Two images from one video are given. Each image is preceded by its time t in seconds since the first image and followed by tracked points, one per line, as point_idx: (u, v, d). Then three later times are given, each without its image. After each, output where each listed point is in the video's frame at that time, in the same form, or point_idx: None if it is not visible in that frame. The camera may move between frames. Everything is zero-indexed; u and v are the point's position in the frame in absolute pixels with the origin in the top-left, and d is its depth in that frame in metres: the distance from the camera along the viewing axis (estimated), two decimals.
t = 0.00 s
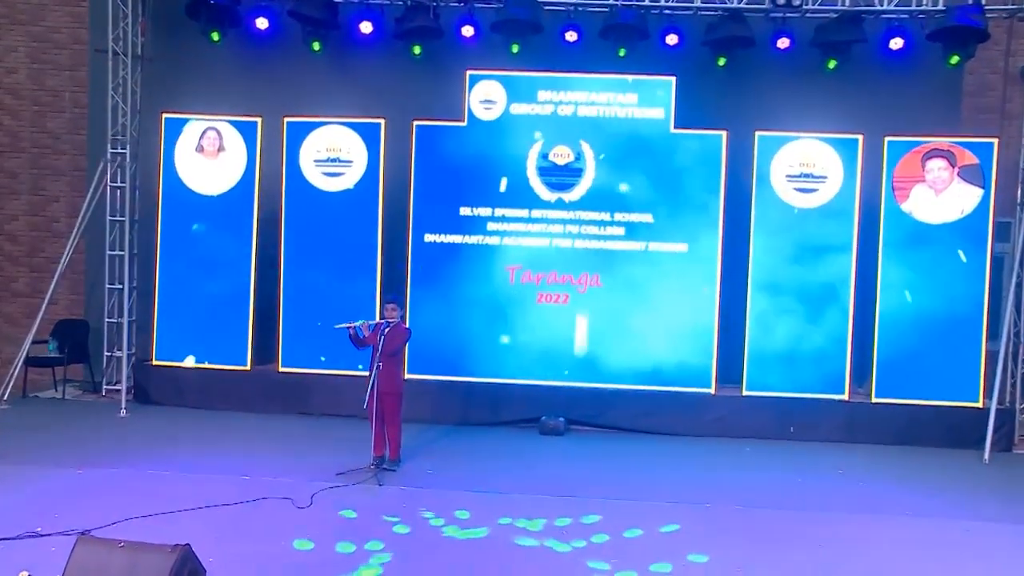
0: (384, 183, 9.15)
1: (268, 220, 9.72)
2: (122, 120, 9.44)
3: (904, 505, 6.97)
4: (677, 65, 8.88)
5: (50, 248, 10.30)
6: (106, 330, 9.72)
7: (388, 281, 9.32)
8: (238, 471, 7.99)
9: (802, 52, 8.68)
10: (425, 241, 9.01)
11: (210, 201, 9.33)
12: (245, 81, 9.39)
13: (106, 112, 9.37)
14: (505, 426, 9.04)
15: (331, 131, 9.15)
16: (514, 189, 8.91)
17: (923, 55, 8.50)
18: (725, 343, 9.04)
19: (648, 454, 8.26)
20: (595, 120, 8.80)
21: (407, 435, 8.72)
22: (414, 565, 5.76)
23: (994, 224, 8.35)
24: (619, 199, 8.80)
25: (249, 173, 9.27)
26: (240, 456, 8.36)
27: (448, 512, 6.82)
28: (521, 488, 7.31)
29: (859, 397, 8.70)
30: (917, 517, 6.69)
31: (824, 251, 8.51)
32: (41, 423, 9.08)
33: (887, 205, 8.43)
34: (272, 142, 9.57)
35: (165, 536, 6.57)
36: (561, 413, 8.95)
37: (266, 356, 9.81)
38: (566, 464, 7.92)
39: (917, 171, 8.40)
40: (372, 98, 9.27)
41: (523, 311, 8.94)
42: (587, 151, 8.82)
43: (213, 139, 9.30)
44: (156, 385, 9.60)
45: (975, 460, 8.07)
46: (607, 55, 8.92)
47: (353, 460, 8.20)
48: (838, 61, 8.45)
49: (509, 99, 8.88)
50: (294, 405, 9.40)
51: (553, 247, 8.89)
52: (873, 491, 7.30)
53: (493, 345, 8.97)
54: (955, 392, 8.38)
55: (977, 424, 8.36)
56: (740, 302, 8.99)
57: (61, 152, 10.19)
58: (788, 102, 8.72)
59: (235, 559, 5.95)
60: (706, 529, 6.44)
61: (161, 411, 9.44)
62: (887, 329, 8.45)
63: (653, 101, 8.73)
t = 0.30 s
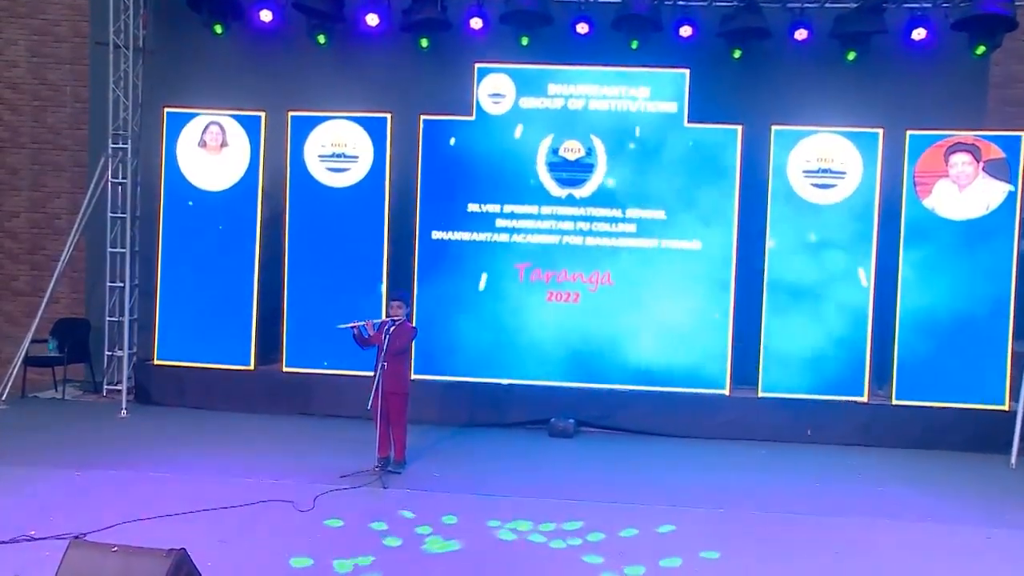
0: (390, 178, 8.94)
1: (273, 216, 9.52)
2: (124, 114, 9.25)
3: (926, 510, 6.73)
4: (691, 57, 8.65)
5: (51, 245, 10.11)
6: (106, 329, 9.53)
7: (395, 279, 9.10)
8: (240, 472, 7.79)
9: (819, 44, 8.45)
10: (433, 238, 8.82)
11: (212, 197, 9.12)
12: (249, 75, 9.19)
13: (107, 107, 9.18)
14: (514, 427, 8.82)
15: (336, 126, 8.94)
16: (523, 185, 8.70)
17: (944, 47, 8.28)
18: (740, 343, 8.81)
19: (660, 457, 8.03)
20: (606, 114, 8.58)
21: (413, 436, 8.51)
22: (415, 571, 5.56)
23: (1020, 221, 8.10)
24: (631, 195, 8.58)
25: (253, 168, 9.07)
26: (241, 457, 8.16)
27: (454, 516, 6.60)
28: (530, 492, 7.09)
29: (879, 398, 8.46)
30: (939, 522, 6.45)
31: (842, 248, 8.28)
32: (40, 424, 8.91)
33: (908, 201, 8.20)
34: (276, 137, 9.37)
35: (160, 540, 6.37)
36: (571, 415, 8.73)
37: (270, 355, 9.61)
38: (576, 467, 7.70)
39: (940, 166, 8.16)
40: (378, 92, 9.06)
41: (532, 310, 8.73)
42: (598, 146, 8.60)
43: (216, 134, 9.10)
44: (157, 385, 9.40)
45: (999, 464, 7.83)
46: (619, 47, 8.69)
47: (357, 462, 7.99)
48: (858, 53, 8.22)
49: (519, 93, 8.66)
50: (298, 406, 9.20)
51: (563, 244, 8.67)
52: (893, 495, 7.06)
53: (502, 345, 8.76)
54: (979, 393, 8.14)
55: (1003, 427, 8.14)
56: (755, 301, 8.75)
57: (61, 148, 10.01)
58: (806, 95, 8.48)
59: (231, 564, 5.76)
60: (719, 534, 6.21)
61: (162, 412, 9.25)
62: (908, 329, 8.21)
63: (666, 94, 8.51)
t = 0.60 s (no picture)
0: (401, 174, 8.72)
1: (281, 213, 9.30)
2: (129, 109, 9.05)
3: (957, 518, 6.46)
4: (710, 49, 8.39)
5: (57, 243, 9.91)
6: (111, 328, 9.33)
7: (405, 277, 8.87)
8: (245, 475, 7.56)
9: (843, 35, 8.18)
10: (444, 235, 8.60)
11: (219, 193, 8.91)
12: (257, 68, 8.97)
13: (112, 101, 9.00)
14: (527, 430, 8.57)
15: (346, 120, 8.73)
16: (537, 181, 8.46)
17: (973, 37, 8.01)
18: (761, 344, 8.53)
19: (679, 461, 7.76)
20: (623, 108, 8.33)
21: (423, 439, 8.26)
22: None
23: None
24: (648, 191, 8.32)
25: (260, 164, 8.85)
26: (246, 459, 7.94)
27: (463, 521, 6.36)
28: (543, 496, 6.84)
29: (906, 402, 8.17)
30: (972, 530, 6.18)
31: (867, 246, 8.01)
32: (42, 425, 8.70)
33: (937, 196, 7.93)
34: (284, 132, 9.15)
35: (159, 545, 6.15)
36: (586, 417, 8.47)
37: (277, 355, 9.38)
38: (592, 472, 7.44)
39: (971, 160, 7.89)
40: (388, 85, 8.83)
41: (547, 309, 8.50)
42: (614, 141, 8.36)
43: (223, 129, 8.89)
44: (162, 385, 9.19)
45: None
46: (636, 38, 8.43)
47: (365, 465, 7.75)
48: (885, 43, 8.02)
49: (533, 85, 8.44)
50: (305, 408, 8.97)
51: (579, 241, 8.43)
52: (922, 502, 6.78)
53: (516, 345, 8.54)
54: (1011, 397, 7.85)
55: None
56: (777, 301, 8.48)
57: (67, 144, 9.81)
58: (829, 87, 8.20)
59: (232, 569, 5.55)
60: (742, 541, 5.95)
61: (167, 412, 9.03)
62: (937, 329, 7.95)
63: (685, 87, 8.25)
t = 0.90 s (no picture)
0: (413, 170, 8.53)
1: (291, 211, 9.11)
2: (137, 105, 8.90)
3: (990, 525, 6.20)
4: (731, 42, 8.16)
5: (65, 241, 9.76)
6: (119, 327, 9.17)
7: (418, 276, 8.68)
8: (252, 478, 7.37)
9: (869, 26, 7.94)
10: (457, 233, 8.41)
11: (228, 190, 8.73)
12: (267, 62, 8.79)
13: (120, 97, 8.84)
14: (542, 433, 8.34)
15: (357, 116, 8.53)
16: (553, 177, 8.26)
17: (1003, 27, 7.75)
18: (784, 345, 8.29)
19: (698, 465, 7.52)
20: (640, 102, 8.11)
21: (435, 442, 8.05)
22: None
23: None
24: (667, 187, 8.09)
25: (270, 160, 8.67)
26: (254, 462, 7.74)
27: (475, 526, 6.14)
28: (557, 501, 6.61)
29: (935, 405, 7.90)
30: (1006, 538, 5.92)
31: (893, 244, 7.77)
32: (48, 426, 8.54)
33: (967, 192, 7.68)
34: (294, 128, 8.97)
35: (160, 550, 5.95)
36: (602, 420, 8.24)
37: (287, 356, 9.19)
38: (608, 476, 7.20)
39: (1004, 154, 7.66)
40: (401, 79, 8.64)
41: (562, 309, 8.30)
42: (631, 136, 8.14)
43: (232, 125, 8.72)
44: (171, 386, 9.02)
45: None
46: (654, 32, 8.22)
47: (376, 468, 7.54)
48: (913, 33, 7.79)
49: (548, 79, 8.23)
50: (315, 409, 8.77)
51: (594, 239, 8.22)
52: (952, 509, 6.53)
53: (530, 345, 8.34)
54: None
55: None
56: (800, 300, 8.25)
57: (75, 141, 9.67)
58: (855, 79, 7.95)
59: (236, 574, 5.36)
60: (766, 548, 5.71)
61: (175, 414, 8.85)
62: (967, 330, 7.71)
63: (705, 80, 8.03)
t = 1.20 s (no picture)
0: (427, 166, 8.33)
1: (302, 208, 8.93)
2: (146, 100, 8.72)
3: None
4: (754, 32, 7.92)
5: (75, 239, 9.61)
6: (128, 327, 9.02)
7: (432, 274, 8.48)
8: (259, 480, 7.18)
9: (897, 16, 7.68)
10: (472, 230, 8.21)
11: (239, 186, 8.55)
12: (279, 56, 8.61)
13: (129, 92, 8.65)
14: (558, 435, 8.12)
15: (369, 110, 8.34)
16: (570, 173, 8.03)
17: None
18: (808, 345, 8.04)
19: (718, 469, 7.28)
20: (660, 95, 7.89)
21: (448, 444, 7.83)
22: None
23: None
24: (687, 183, 7.85)
25: (281, 156, 8.50)
26: (261, 464, 7.55)
27: (487, 531, 5.92)
28: (572, 505, 6.39)
29: (967, 408, 7.64)
30: None
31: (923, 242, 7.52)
32: (55, 426, 8.37)
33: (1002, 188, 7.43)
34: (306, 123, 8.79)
35: (163, 554, 5.77)
36: (620, 422, 8.01)
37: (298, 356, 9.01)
38: (625, 480, 6.96)
39: None
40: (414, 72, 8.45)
41: (579, 308, 8.07)
42: (651, 130, 7.91)
43: (242, 119, 8.54)
44: (179, 386, 8.84)
45: None
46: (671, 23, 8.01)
47: (386, 471, 7.34)
48: (945, 22, 7.56)
49: (565, 72, 8.01)
50: (326, 410, 8.58)
51: (613, 237, 7.99)
52: (985, 516, 6.27)
53: (547, 345, 8.12)
54: None
55: None
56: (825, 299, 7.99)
57: (85, 137, 9.51)
58: (882, 71, 7.69)
59: None
60: (791, 555, 5.48)
61: (184, 415, 8.68)
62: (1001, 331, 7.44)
63: (727, 72, 7.78)
